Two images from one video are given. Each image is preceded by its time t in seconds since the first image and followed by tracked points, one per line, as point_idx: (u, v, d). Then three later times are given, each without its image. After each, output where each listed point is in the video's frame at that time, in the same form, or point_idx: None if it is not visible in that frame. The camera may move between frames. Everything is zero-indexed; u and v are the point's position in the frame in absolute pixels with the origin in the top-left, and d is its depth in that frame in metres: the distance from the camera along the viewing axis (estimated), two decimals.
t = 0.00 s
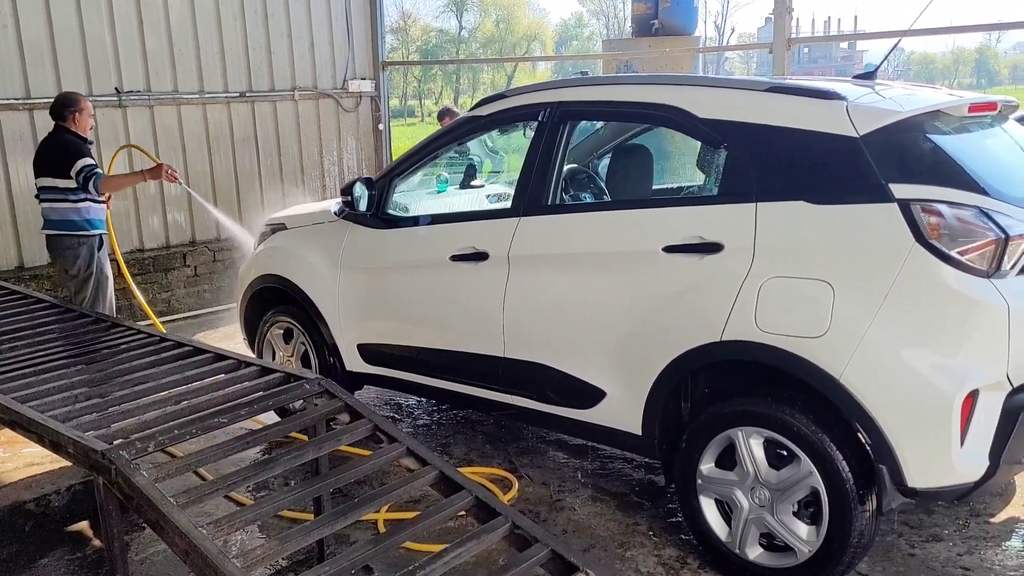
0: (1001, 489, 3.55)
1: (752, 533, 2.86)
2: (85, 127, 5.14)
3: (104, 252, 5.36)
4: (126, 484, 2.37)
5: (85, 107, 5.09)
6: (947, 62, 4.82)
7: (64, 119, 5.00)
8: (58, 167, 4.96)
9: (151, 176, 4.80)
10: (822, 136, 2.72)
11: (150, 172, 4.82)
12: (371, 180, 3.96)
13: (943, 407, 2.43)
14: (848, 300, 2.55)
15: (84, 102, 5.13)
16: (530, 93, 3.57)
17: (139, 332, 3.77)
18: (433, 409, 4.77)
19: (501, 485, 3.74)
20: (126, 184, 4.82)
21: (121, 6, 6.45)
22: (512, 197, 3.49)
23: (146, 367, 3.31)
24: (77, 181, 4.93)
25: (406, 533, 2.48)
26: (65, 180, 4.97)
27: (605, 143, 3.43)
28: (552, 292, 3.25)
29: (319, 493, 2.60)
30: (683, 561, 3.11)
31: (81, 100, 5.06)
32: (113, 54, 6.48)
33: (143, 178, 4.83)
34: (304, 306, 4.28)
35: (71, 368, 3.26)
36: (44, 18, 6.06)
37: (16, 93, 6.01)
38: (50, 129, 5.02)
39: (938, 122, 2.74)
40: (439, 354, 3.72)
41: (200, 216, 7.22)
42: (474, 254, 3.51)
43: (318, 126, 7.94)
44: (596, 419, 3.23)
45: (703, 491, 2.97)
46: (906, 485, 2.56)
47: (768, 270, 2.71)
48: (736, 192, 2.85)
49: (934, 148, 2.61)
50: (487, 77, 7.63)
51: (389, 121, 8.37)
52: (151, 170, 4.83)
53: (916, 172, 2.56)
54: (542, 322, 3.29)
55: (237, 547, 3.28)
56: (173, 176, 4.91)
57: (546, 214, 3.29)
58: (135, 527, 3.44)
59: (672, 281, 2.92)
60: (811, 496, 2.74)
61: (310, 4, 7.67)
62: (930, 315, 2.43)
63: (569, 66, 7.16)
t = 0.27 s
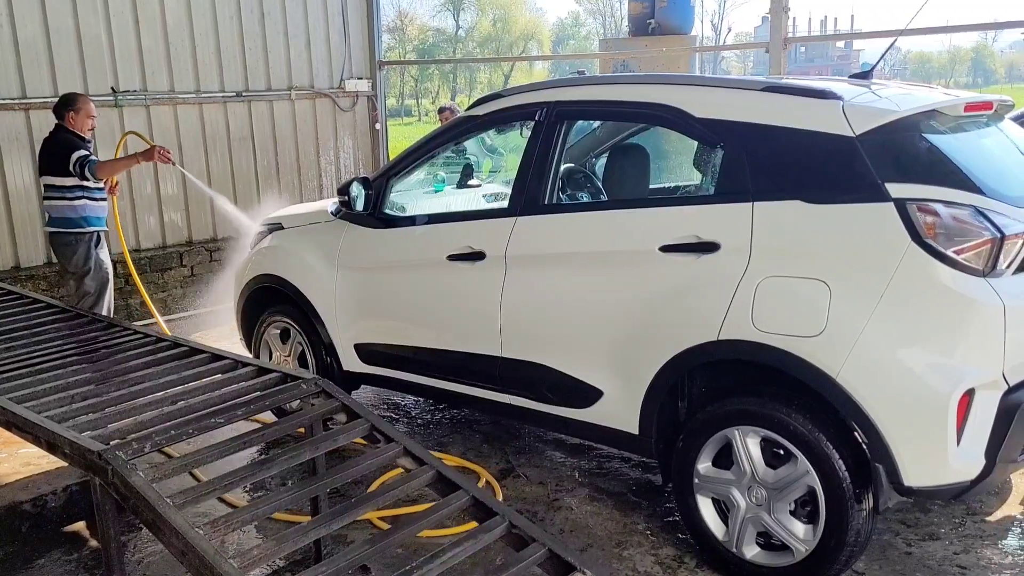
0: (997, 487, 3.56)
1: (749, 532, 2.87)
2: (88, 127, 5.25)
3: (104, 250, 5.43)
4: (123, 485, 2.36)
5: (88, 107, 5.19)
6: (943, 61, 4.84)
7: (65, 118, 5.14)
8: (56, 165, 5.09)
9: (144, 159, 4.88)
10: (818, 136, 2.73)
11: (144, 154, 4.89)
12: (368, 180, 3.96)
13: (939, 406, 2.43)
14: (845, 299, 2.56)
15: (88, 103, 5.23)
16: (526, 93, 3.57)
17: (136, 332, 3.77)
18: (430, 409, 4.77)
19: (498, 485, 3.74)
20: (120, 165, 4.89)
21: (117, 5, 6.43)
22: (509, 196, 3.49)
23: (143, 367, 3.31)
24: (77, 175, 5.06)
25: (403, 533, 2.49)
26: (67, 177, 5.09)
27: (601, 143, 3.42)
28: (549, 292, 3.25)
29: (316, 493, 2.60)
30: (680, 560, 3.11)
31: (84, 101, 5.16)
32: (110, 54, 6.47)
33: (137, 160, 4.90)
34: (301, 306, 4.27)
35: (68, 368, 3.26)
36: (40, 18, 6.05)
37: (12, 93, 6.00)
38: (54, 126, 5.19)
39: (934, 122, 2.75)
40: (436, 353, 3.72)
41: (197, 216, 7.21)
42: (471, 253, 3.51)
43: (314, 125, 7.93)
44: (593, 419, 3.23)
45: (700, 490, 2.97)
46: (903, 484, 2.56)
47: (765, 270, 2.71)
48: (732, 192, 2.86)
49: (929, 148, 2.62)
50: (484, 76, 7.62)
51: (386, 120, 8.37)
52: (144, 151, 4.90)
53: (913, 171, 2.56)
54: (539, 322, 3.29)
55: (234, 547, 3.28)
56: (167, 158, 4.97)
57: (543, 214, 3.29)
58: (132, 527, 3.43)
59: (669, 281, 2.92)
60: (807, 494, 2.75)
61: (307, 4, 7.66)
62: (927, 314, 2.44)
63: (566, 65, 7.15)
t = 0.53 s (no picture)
0: (995, 486, 3.57)
1: (748, 531, 2.87)
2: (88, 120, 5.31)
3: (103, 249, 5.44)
4: (122, 485, 2.36)
5: (82, 100, 5.23)
6: (940, 61, 4.85)
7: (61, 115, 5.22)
8: (50, 161, 5.20)
9: (133, 126, 4.96)
10: (817, 136, 2.73)
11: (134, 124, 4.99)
12: (366, 180, 3.96)
13: (938, 405, 2.44)
14: (843, 299, 2.56)
15: (81, 95, 5.27)
16: (525, 93, 3.57)
17: (134, 332, 3.76)
18: (428, 409, 4.77)
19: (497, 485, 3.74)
20: (111, 139, 5.04)
21: (115, 5, 6.42)
22: (508, 196, 3.49)
23: (141, 367, 3.30)
24: (74, 164, 5.17)
25: (403, 533, 2.48)
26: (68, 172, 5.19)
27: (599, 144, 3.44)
28: (548, 292, 3.25)
29: (315, 494, 2.59)
30: (679, 560, 3.12)
31: (76, 95, 5.21)
32: (108, 54, 6.46)
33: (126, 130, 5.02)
34: (299, 306, 4.27)
35: (66, 368, 3.25)
36: (37, 17, 6.03)
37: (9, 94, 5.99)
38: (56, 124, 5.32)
39: (933, 122, 2.75)
40: (435, 354, 3.72)
41: (195, 216, 7.20)
42: (470, 254, 3.50)
43: (312, 126, 7.92)
44: (592, 418, 3.23)
45: (699, 490, 2.97)
46: (902, 484, 2.56)
47: (764, 270, 2.71)
48: (731, 192, 2.86)
49: (928, 148, 2.62)
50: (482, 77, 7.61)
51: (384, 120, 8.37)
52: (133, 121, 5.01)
53: (911, 171, 2.57)
54: (538, 322, 3.29)
55: (232, 547, 3.27)
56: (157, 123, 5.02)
57: (542, 214, 3.29)
58: (131, 527, 3.43)
59: (667, 281, 2.92)
60: (806, 494, 2.75)
61: (305, 4, 7.65)
62: (925, 314, 2.44)
63: (564, 65, 7.15)
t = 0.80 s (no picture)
0: (993, 486, 3.58)
1: (747, 531, 2.87)
2: (86, 121, 5.33)
3: (97, 249, 5.41)
4: (122, 485, 2.36)
5: (80, 100, 5.26)
6: (938, 61, 4.86)
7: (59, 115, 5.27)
8: (49, 158, 5.21)
9: (123, 113, 4.93)
10: (816, 136, 2.73)
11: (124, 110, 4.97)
12: (365, 180, 3.96)
13: (937, 405, 2.44)
14: (842, 299, 2.56)
15: (81, 95, 5.31)
16: (524, 93, 3.57)
17: (133, 332, 3.76)
18: (427, 409, 4.77)
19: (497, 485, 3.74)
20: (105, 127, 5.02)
21: (113, 5, 6.41)
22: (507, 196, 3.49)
23: (140, 367, 3.30)
24: (71, 158, 5.16)
25: (402, 533, 2.48)
26: (68, 170, 5.20)
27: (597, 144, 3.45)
28: (547, 292, 3.25)
29: (315, 494, 2.59)
30: (678, 560, 3.12)
31: (74, 95, 5.24)
32: (106, 54, 6.45)
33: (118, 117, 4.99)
34: (298, 306, 4.26)
35: (65, 368, 3.24)
36: (36, 17, 6.02)
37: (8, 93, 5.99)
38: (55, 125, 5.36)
39: (931, 122, 2.75)
40: (434, 354, 3.72)
41: (193, 216, 7.19)
42: (469, 254, 3.50)
43: (311, 126, 7.92)
44: (591, 419, 3.23)
45: (698, 490, 2.97)
46: (900, 484, 2.57)
47: (763, 270, 2.72)
48: (730, 192, 2.86)
49: (927, 148, 2.63)
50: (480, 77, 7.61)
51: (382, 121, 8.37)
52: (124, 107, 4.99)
53: (911, 172, 2.57)
54: (538, 322, 3.29)
55: (231, 547, 3.27)
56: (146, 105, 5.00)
57: (542, 214, 3.29)
58: (130, 527, 3.43)
59: (667, 281, 2.92)
60: (805, 494, 2.75)
61: (304, 4, 7.65)
62: (925, 314, 2.44)
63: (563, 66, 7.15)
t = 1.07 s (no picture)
0: (991, 486, 3.58)
1: (745, 531, 2.87)
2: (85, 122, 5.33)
3: (94, 250, 5.39)
4: (120, 486, 2.35)
5: (78, 100, 5.27)
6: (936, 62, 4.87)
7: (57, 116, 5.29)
8: (46, 159, 5.23)
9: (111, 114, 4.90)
10: (814, 136, 2.73)
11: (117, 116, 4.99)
12: (363, 180, 3.96)
13: (935, 405, 2.44)
14: (840, 299, 2.57)
15: (78, 96, 5.31)
16: (522, 93, 3.57)
17: (131, 333, 3.75)
18: (425, 410, 4.77)
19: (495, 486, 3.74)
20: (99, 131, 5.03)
21: (111, 5, 6.41)
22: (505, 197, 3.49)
23: (138, 368, 3.30)
24: (65, 160, 5.18)
25: (401, 533, 2.49)
26: (64, 171, 5.20)
27: (595, 144, 3.47)
28: (545, 293, 3.25)
29: (313, 494, 2.59)
30: (676, 560, 3.12)
31: (71, 96, 5.24)
32: (104, 54, 6.45)
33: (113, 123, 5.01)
34: (296, 307, 4.26)
35: (63, 369, 3.24)
36: (34, 18, 6.02)
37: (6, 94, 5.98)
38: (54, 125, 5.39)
39: (929, 122, 2.76)
40: (432, 354, 3.72)
41: (191, 217, 7.19)
42: (467, 254, 3.50)
43: (309, 126, 7.91)
44: (589, 419, 3.23)
45: (697, 490, 2.97)
46: (898, 483, 2.57)
47: (761, 270, 2.72)
48: (729, 192, 2.86)
49: (924, 148, 2.63)
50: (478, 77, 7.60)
51: (380, 121, 8.37)
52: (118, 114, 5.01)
53: (908, 172, 2.57)
54: (536, 323, 3.29)
55: (229, 548, 3.27)
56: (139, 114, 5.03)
57: (540, 214, 3.29)
58: (128, 528, 3.43)
59: (665, 281, 2.92)
60: (804, 494, 2.75)
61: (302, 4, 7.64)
62: (922, 314, 2.45)
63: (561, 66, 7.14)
